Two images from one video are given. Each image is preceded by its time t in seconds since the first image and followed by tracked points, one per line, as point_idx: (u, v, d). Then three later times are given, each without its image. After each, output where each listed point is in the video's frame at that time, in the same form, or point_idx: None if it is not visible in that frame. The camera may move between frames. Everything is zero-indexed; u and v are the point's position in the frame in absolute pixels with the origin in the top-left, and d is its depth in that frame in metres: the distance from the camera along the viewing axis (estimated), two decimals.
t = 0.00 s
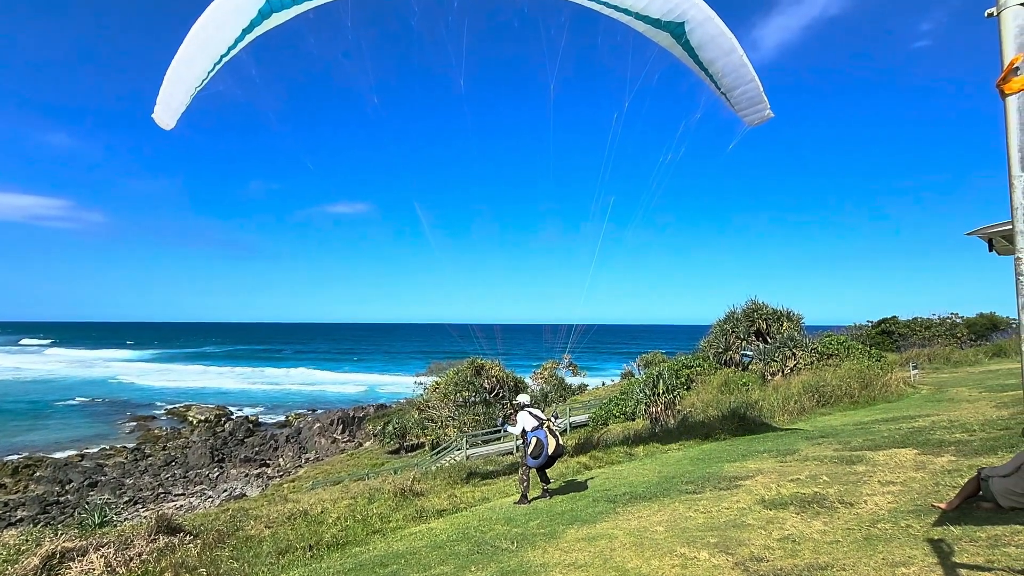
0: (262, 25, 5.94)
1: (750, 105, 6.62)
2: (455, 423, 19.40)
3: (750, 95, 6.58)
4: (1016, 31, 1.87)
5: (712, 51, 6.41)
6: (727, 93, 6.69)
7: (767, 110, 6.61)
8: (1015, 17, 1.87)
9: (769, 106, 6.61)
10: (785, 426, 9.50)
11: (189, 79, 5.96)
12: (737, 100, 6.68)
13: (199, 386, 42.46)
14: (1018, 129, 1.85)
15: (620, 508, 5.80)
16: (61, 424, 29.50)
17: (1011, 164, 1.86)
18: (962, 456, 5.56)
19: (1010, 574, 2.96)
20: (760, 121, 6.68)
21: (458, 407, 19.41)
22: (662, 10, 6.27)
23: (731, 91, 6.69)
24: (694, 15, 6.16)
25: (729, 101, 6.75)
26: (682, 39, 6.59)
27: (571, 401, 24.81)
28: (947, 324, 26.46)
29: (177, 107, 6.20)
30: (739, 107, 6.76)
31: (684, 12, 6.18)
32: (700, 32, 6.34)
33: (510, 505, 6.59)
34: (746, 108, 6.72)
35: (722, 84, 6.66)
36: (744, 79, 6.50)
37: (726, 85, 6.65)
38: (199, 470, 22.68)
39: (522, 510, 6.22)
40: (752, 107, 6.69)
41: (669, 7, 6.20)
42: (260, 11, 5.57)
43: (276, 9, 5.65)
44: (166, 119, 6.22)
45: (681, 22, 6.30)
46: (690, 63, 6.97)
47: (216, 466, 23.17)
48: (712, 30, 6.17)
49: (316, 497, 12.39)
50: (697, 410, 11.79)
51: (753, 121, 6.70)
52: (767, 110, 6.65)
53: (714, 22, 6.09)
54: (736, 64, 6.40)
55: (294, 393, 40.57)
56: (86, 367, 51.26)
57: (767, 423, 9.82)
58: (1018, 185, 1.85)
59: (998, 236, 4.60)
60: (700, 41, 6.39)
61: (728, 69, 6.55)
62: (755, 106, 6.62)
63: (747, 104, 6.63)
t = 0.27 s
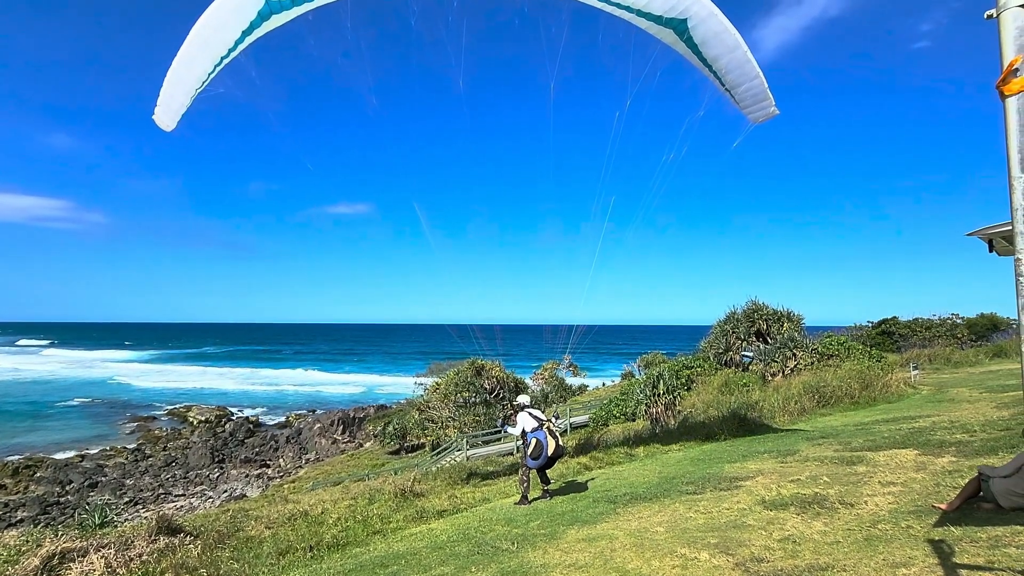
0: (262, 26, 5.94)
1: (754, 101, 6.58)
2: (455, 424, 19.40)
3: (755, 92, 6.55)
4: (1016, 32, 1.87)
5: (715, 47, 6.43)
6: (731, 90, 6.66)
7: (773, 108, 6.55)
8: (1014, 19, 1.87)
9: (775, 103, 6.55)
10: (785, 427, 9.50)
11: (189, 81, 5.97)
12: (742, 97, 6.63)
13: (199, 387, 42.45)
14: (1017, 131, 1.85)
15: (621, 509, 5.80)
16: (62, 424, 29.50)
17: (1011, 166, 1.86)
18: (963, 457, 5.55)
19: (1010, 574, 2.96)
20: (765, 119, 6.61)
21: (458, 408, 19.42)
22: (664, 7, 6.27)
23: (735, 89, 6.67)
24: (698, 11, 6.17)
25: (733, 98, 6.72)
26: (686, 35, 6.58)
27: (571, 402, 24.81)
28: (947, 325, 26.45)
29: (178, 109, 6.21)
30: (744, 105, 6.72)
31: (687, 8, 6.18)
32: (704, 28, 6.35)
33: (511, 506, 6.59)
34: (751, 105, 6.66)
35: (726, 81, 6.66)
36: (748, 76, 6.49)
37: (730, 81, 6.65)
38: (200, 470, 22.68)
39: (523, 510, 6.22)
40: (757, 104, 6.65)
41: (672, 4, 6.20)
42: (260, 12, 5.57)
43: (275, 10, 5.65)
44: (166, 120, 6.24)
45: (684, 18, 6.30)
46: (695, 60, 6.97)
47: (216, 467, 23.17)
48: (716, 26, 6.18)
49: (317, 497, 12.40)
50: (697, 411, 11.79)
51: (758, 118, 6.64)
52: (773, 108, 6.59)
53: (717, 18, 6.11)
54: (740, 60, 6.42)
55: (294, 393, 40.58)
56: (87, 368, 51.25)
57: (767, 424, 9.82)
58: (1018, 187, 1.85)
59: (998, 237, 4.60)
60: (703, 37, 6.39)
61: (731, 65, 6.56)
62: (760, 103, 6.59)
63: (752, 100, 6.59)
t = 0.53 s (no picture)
0: (266, 30, 5.94)
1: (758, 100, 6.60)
2: (455, 424, 19.39)
3: (757, 91, 6.58)
4: (1016, 33, 1.87)
5: (716, 48, 6.44)
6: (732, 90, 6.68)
7: (774, 106, 6.59)
8: (1014, 20, 1.87)
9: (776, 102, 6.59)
10: (785, 427, 9.49)
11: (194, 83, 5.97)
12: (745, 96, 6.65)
13: (199, 388, 42.44)
14: (1017, 132, 1.85)
15: (621, 509, 5.80)
16: (61, 425, 29.49)
17: (1011, 166, 1.86)
18: (963, 457, 5.55)
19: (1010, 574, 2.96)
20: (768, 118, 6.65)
21: (457, 408, 19.42)
22: (665, 6, 6.28)
23: (736, 89, 6.69)
24: (699, 11, 6.19)
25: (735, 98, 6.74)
26: (686, 35, 6.59)
27: (571, 402, 24.82)
28: (947, 325, 26.45)
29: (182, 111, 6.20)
30: (746, 104, 6.75)
31: (687, 8, 6.20)
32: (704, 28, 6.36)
33: (510, 506, 6.59)
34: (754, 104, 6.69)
35: (727, 82, 6.67)
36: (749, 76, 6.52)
37: (731, 82, 6.66)
38: (199, 471, 22.69)
39: (523, 511, 6.22)
40: (759, 103, 6.68)
41: (672, 4, 6.22)
42: (262, 15, 5.56)
43: (278, 13, 5.65)
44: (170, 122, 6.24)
45: (685, 18, 6.31)
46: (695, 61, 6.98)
47: (216, 468, 23.16)
48: (717, 25, 6.22)
49: (316, 498, 12.41)
50: (697, 411, 11.78)
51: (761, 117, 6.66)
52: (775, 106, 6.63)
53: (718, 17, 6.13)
54: (741, 59, 6.43)
55: (294, 394, 40.59)
56: (87, 368, 51.24)
57: (767, 424, 9.81)
58: (1018, 187, 1.85)
59: (998, 237, 4.60)
60: (704, 37, 6.41)
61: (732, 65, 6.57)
62: (762, 102, 6.62)
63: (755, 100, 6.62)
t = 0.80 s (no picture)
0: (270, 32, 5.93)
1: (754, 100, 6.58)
2: (454, 425, 19.37)
3: (754, 91, 6.56)
4: (1016, 32, 1.86)
5: (713, 49, 6.44)
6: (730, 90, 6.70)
7: (772, 106, 6.56)
8: (1013, 20, 1.86)
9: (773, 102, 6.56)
10: (785, 428, 9.50)
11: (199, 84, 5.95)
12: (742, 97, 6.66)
13: (198, 389, 42.42)
14: (1017, 132, 1.85)
15: (620, 510, 5.80)
16: (61, 426, 29.47)
17: (1011, 167, 1.86)
18: (962, 458, 5.55)
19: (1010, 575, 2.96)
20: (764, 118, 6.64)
21: (457, 409, 19.42)
22: (662, 9, 6.28)
23: (734, 89, 6.71)
24: (695, 13, 6.19)
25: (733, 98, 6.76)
26: (683, 37, 6.60)
27: (571, 403, 24.82)
28: (947, 326, 26.47)
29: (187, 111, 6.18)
30: (744, 104, 6.75)
31: (685, 10, 6.20)
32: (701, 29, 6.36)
33: (510, 507, 6.59)
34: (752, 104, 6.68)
35: (725, 82, 6.68)
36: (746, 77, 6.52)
37: (729, 82, 6.68)
38: (199, 472, 22.68)
39: (522, 512, 6.22)
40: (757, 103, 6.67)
41: (670, 5, 6.21)
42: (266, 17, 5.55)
43: (281, 15, 5.65)
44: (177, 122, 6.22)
45: (682, 20, 6.31)
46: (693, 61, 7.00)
47: (216, 468, 23.15)
48: (712, 28, 6.22)
49: (316, 499, 12.40)
50: (697, 412, 11.77)
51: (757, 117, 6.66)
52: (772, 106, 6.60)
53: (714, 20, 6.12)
54: (736, 61, 6.43)
55: (293, 395, 40.57)
56: (86, 369, 51.22)
57: (767, 425, 9.81)
58: (1019, 187, 1.85)
59: (998, 238, 4.59)
60: (702, 38, 6.41)
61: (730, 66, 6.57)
62: (759, 102, 6.60)
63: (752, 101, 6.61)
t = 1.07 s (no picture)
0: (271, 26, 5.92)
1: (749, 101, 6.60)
2: (454, 426, 19.37)
3: (749, 92, 6.59)
4: (1015, 34, 1.87)
5: (708, 51, 6.48)
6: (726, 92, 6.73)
7: (766, 108, 6.59)
8: (1013, 22, 1.87)
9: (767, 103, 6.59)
10: (785, 429, 9.49)
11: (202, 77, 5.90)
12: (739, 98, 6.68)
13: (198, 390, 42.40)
14: (1015, 134, 1.85)
15: (620, 512, 5.79)
16: (60, 427, 29.45)
17: (1010, 168, 1.86)
18: (962, 460, 5.55)
19: None
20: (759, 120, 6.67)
21: (457, 410, 19.42)
22: (658, 13, 6.28)
23: (730, 91, 6.75)
24: (691, 16, 6.19)
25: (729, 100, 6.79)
26: (679, 40, 6.61)
27: (571, 404, 24.81)
28: (946, 327, 26.46)
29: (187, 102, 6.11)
30: (739, 106, 6.77)
31: (681, 13, 6.20)
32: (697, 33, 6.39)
33: (508, 508, 6.57)
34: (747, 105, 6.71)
35: (721, 84, 6.72)
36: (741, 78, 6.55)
37: (725, 84, 6.72)
38: (199, 473, 22.66)
39: (522, 514, 6.21)
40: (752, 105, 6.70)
41: (666, 8, 6.19)
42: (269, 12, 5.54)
43: (283, 10, 5.63)
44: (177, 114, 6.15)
45: (678, 24, 6.33)
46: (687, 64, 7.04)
47: (215, 470, 23.13)
48: (708, 30, 6.22)
49: (315, 501, 12.39)
50: (697, 414, 11.76)
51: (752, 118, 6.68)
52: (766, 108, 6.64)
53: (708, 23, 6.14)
54: (733, 62, 6.46)
55: (293, 396, 40.54)
56: (86, 371, 51.19)
57: (767, 426, 9.80)
58: (1017, 189, 1.85)
59: (997, 240, 4.59)
60: (698, 41, 6.42)
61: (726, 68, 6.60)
62: (754, 103, 6.63)
63: (747, 102, 6.64)
